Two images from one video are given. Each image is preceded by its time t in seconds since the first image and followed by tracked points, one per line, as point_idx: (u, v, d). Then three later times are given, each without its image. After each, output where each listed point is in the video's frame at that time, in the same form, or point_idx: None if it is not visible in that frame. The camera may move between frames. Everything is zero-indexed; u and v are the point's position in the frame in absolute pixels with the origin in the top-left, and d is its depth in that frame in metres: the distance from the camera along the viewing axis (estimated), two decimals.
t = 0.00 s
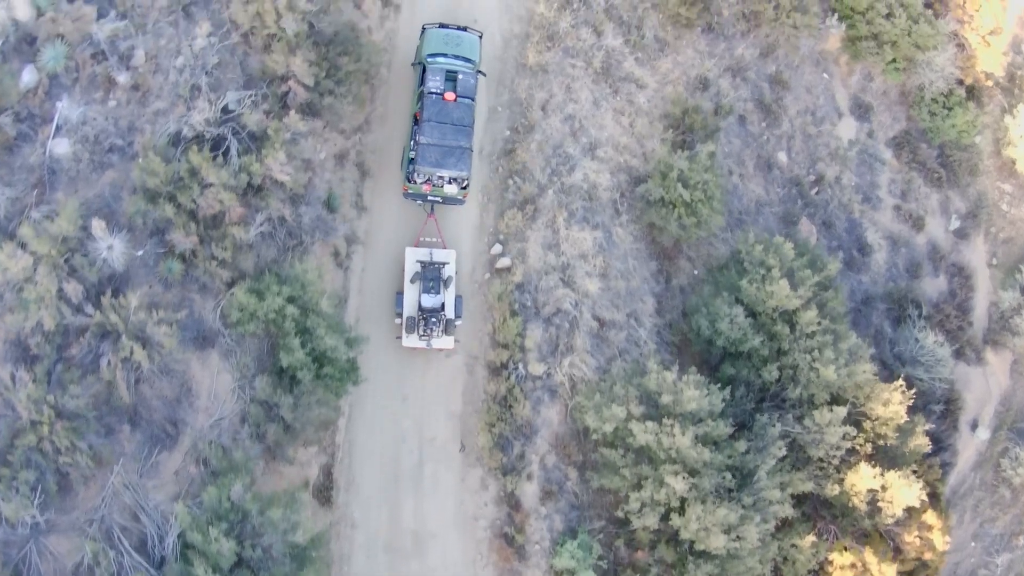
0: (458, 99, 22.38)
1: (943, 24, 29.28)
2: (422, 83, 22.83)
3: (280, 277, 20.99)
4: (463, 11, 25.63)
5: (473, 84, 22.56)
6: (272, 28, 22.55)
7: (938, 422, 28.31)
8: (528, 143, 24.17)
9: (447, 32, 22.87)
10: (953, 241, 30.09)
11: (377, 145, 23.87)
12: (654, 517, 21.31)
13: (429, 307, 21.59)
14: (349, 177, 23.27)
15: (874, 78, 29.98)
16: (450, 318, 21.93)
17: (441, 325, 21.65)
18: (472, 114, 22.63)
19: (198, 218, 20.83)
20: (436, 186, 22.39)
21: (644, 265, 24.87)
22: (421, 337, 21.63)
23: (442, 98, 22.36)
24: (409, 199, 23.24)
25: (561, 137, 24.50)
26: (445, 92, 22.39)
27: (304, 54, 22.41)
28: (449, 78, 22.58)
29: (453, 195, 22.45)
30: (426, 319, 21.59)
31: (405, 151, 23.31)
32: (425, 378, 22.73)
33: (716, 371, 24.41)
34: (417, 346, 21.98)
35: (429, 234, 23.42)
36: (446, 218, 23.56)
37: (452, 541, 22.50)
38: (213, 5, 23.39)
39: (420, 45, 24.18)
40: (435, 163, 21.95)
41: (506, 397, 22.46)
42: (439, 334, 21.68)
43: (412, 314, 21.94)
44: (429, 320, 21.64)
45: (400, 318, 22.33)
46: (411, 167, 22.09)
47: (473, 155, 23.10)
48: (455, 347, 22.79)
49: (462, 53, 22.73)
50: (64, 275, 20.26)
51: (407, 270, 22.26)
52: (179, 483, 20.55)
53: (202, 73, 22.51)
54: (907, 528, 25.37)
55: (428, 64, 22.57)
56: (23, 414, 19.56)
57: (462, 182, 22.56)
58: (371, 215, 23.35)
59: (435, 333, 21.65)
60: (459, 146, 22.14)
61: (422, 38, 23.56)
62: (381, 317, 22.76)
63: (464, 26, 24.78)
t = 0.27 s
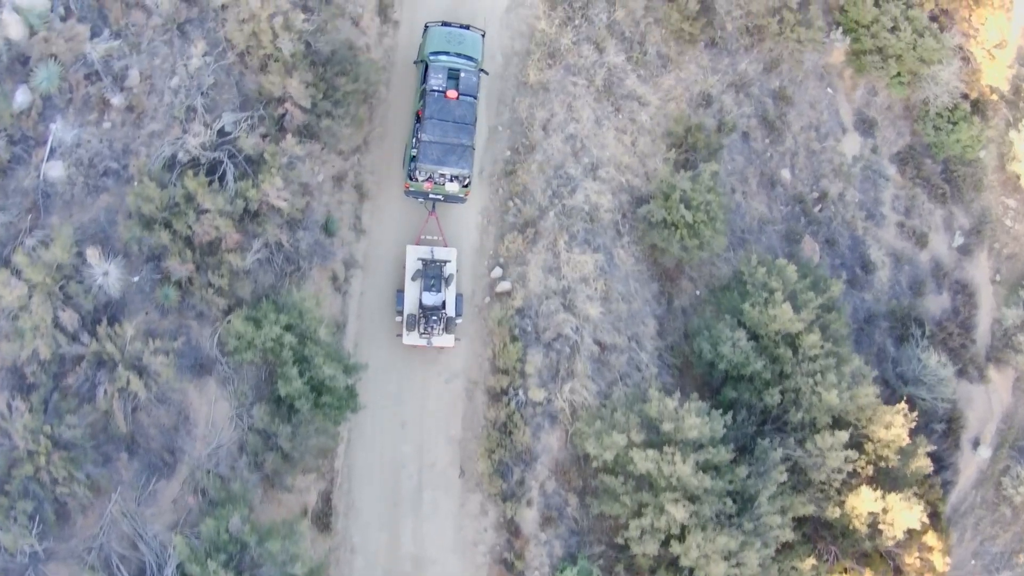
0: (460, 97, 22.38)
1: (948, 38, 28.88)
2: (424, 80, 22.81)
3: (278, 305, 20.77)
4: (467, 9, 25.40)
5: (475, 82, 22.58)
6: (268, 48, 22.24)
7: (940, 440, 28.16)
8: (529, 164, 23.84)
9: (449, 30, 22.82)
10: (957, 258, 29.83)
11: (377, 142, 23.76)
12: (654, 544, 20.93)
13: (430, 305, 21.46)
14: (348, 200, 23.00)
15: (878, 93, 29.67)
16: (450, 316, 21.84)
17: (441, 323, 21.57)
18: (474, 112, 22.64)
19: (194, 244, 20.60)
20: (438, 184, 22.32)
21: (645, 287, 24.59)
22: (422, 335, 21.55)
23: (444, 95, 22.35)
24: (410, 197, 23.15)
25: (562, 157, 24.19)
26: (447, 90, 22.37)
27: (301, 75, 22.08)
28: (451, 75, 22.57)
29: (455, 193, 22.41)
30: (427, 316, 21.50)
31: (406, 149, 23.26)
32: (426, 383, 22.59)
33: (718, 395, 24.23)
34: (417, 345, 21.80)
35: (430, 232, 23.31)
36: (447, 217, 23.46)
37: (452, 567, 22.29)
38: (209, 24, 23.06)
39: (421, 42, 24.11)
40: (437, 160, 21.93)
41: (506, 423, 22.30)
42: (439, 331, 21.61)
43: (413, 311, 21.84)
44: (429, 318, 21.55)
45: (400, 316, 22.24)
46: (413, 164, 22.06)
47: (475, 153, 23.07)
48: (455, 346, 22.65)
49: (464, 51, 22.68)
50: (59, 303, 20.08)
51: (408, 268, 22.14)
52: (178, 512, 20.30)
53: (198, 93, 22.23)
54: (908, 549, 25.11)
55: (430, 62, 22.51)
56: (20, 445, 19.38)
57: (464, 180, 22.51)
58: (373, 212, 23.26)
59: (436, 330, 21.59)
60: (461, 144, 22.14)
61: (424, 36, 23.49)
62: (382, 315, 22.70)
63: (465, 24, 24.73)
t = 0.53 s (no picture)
0: (464, 95, 22.25)
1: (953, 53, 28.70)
2: (427, 79, 22.69)
3: (276, 334, 20.57)
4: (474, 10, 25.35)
5: (479, 81, 22.52)
6: (265, 70, 21.97)
7: (941, 460, 27.97)
8: (530, 186, 23.55)
9: (453, 30, 22.80)
10: (960, 275, 29.57)
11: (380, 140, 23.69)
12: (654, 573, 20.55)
13: (429, 304, 21.31)
14: (346, 223, 22.73)
15: (882, 108, 29.41)
16: (450, 315, 21.70)
17: (441, 322, 21.43)
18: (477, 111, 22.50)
19: (190, 272, 20.33)
20: (440, 182, 22.12)
21: (647, 309, 24.37)
22: (421, 333, 21.45)
23: (447, 94, 22.22)
24: (412, 195, 22.97)
25: (563, 179, 23.88)
26: (450, 88, 22.25)
27: (298, 97, 21.78)
28: (454, 74, 22.46)
29: (457, 191, 22.22)
30: (426, 315, 21.37)
31: (409, 148, 23.12)
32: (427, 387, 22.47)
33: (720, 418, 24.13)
34: (416, 342, 21.79)
35: (431, 230, 23.19)
36: (449, 216, 23.30)
37: None
38: (205, 43, 22.73)
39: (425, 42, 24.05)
40: (440, 158, 21.73)
41: (505, 451, 22.15)
42: (439, 330, 21.47)
43: (413, 309, 21.71)
44: (429, 316, 21.42)
45: (400, 313, 22.11)
46: (415, 162, 21.80)
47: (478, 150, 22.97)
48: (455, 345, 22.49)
49: (468, 50, 22.64)
50: (55, 332, 19.91)
51: (409, 266, 21.96)
52: (177, 543, 20.15)
53: (193, 116, 21.91)
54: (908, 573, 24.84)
55: (434, 60, 22.43)
56: (17, 476, 19.26)
57: (466, 178, 22.32)
58: (375, 210, 23.14)
59: (436, 329, 21.46)
60: (464, 142, 21.97)
61: (428, 37, 23.47)
62: (383, 314, 22.58)
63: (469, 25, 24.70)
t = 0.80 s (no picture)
0: (466, 94, 22.16)
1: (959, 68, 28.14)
2: (431, 77, 22.61)
3: (274, 364, 20.37)
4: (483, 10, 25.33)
5: (482, 80, 22.41)
6: (261, 93, 21.60)
7: (942, 480, 27.80)
8: (531, 210, 23.27)
9: (457, 29, 22.69)
10: (963, 292, 29.31)
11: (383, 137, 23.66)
12: None
13: (431, 301, 21.14)
14: (344, 248, 22.48)
15: (887, 123, 29.14)
16: (451, 313, 21.58)
17: (443, 320, 21.28)
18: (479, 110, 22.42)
19: (186, 302, 20.19)
20: (442, 181, 22.07)
21: (648, 332, 24.10)
22: (423, 331, 21.28)
23: (450, 92, 22.12)
24: (414, 193, 22.93)
25: (565, 202, 23.57)
26: (453, 87, 22.15)
27: (295, 121, 21.43)
28: (457, 73, 22.36)
29: (459, 190, 22.18)
30: (428, 313, 21.20)
31: (411, 146, 23.08)
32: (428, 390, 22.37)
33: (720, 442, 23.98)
34: (418, 341, 21.63)
35: (433, 229, 23.14)
36: (451, 214, 23.28)
37: None
38: (200, 64, 22.42)
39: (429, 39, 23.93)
40: (441, 158, 21.69)
41: (505, 478, 22.05)
42: (441, 328, 21.34)
43: (414, 308, 21.53)
44: (431, 314, 21.25)
45: (401, 312, 21.95)
46: (417, 161, 21.78)
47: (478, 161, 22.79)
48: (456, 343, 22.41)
49: (472, 49, 22.54)
50: (50, 362, 19.71)
51: (411, 264, 21.74)
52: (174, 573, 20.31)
53: (188, 139, 21.56)
54: None
55: (437, 59, 22.35)
56: (15, 508, 19.06)
57: (468, 177, 22.26)
58: (376, 208, 23.04)
59: (438, 327, 21.31)
60: (465, 141, 21.89)
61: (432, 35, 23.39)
62: (384, 312, 22.51)
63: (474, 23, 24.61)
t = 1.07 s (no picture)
0: (470, 93, 21.97)
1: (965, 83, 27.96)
2: (435, 75, 22.45)
3: (272, 394, 20.17)
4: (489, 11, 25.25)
5: (486, 78, 22.21)
6: (257, 117, 21.27)
7: (942, 499, 27.60)
8: (531, 233, 22.99)
9: (461, 27, 22.51)
10: (966, 310, 29.08)
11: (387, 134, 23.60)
12: None
13: (432, 300, 21.12)
14: (342, 272, 22.21)
15: (892, 139, 28.87)
16: (453, 311, 21.50)
17: (443, 319, 21.22)
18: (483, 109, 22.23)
19: (183, 331, 19.97)
20: (445, 179, 21.95)
21: (650, 355, 23.90)
22: (424, 330, 21.25)
23: (454, 91, 21.95)
24: (417, 191, 22.81)
25: (566, 224, 23.29)
26: (457, 85, 21.99)
27: (292, 145, 21.10)
28: (461, 71, 22.19)
29: (462, 189, 22.04)
30: (429, 311, 21.17)
31: (414, 144, 22.95)
32: (430, 391, 22.26)
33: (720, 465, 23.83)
34: (420, 339, 21.61)
35: (435, 227, 23.04)
36: (454, 212, 23.19)
37: None
38: (195, 85, 22.05)
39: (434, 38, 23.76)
40: (444, 155, 21.50)
41: (505, 506, 21.92)
42: (442, 327, 21.28)
43: (416, 306, 21.51)
44: (432, 313, 21.22)
45: (403, 310, 21.93)
46: (420, 158, 21.62)
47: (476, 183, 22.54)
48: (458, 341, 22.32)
49: (476, 48, 22.37)
50: (46, 393, 19.57)
51: (413, 263, 21.74)
52: None
53: (183, 164, 21.29)
54: None
55: (441, 57, 22.17)
56: (13, 539, 19.04)
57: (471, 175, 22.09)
58: (379, 205, 22.94)
59: (439, 326, 21.26)
60: (469, 140, 21.69)
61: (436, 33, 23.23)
62: (385, 310, 22.38)
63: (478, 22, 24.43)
